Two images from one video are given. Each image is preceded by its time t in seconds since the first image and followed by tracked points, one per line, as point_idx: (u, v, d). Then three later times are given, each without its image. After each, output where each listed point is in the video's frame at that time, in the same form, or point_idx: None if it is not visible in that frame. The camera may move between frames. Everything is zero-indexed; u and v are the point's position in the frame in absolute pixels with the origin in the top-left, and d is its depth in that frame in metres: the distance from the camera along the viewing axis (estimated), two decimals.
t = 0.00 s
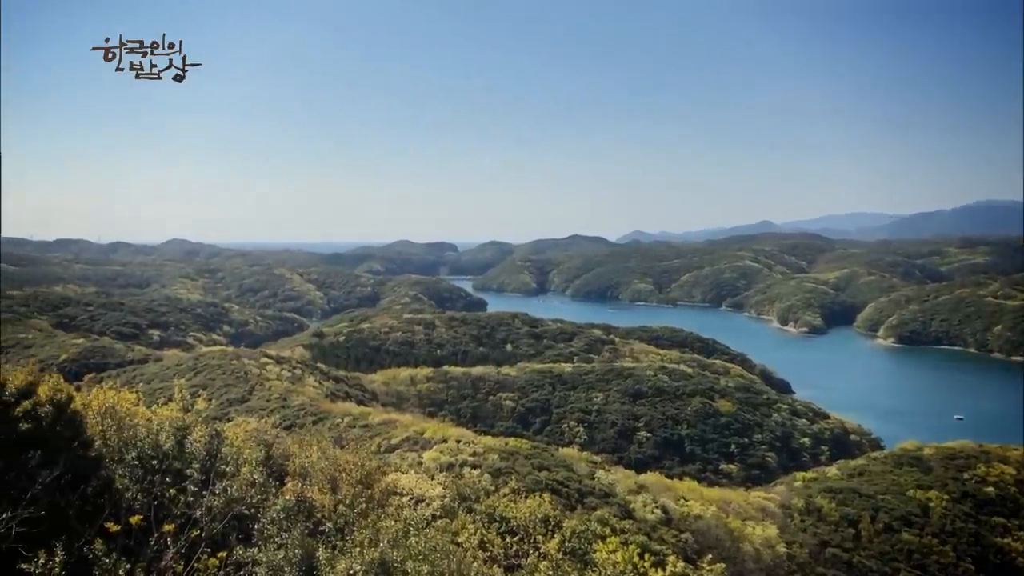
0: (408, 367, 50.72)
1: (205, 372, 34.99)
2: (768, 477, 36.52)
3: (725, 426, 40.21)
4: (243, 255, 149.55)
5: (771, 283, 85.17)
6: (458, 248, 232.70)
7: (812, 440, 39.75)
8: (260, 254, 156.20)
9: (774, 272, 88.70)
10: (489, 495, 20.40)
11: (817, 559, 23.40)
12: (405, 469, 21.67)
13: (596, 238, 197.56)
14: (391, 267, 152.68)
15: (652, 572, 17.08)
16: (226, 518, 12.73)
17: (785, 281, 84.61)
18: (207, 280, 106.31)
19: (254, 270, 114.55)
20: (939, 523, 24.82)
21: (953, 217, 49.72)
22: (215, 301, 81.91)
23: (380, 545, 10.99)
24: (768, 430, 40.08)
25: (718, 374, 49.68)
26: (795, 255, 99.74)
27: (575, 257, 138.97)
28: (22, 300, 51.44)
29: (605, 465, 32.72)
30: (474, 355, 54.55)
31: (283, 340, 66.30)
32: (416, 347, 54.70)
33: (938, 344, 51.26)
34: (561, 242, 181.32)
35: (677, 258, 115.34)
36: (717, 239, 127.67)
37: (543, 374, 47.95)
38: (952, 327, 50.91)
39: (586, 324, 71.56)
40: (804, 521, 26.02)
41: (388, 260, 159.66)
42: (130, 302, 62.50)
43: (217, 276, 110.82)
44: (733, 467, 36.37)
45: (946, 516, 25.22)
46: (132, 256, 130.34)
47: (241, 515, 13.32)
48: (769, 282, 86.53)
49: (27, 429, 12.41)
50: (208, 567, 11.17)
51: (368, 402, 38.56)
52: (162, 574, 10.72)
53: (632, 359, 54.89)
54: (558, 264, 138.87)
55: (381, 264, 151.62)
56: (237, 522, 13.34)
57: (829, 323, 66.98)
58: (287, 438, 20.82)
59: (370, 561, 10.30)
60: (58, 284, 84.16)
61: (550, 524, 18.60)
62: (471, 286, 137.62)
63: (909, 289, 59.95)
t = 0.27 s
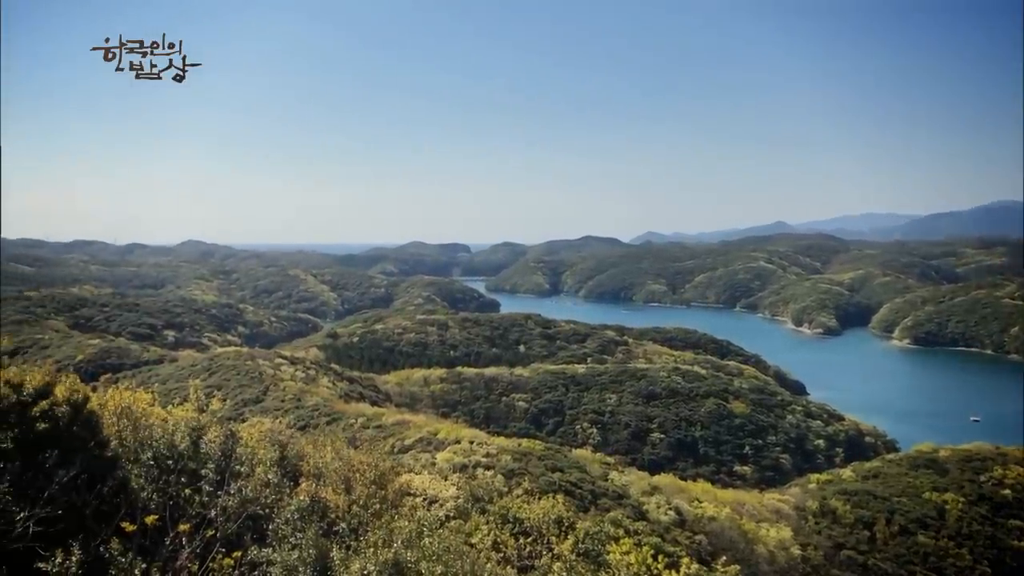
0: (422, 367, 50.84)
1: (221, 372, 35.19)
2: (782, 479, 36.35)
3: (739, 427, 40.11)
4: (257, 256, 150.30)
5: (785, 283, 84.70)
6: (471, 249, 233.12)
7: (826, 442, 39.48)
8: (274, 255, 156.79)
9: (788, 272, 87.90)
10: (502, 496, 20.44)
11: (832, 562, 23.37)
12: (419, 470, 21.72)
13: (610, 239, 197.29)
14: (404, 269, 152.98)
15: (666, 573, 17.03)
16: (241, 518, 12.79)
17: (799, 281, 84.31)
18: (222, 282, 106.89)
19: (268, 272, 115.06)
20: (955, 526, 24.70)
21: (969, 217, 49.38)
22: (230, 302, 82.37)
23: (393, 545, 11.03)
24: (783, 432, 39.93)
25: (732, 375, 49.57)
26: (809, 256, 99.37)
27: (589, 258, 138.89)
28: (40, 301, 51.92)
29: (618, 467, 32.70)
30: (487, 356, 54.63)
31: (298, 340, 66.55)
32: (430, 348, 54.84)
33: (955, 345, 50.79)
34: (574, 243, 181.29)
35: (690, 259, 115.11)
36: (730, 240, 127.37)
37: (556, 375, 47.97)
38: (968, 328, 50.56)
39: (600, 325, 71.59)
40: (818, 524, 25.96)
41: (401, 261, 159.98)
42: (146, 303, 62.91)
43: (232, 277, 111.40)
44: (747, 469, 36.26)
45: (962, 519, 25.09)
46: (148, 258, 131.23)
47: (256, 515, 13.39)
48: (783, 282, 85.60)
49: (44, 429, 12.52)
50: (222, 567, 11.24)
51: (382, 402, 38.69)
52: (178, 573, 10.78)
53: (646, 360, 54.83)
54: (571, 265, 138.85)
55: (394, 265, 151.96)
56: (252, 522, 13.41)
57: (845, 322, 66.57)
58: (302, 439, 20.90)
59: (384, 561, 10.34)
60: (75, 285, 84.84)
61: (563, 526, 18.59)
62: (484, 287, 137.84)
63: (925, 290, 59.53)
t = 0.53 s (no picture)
0: (435, 369, 50.82)
1: (235, 373, 35.23)
2: (798, 481, 36.16)
3: (753, 429, 39.90)
4: (271, 258, 150.75)
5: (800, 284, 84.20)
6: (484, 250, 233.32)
7: (842, 444, 39.23)
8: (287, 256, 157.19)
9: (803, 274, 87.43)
10: (516, 497, 20.39)
11: (848, 565, 23.23)
12: (432, 471, 21.66)
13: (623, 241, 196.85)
14: (417, 270, 153.14)
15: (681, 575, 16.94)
16: (256, 518, 12.78)
17: (814, 283, 83.92)
18: (236, 283, 107.22)
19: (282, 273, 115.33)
20: (972, 529, 24.50)
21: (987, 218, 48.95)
22: (245, 303, 82.68)
23: (408, 547, 11.01)
24: (798, 433, 39.70)
25: (747, 377, 49.35)
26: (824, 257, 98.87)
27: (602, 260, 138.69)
28: (55, 302, 52.17)
29: (632, 469, 32.57)
30: (501, 357, 54.60)
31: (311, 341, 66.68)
32: (443, 349, 54.84)
33: (972, 347, 50.22)
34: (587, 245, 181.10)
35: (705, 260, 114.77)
36: (744, 241, 126.92)
37: (570, 376, 47.88)
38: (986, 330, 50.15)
39: (614, 326, 71.40)
40: (834, 526, 25.80)
41: (414, 262, 160.17)
42: (160, 304, 63.16)
43: (247, 279, 111.74)
44: (762, 471, 36.07)
45: (979, 523, 24.87)
46: (163, 259, 131.80)
47: (270, 516, 13.39)
48: (798, 284, 85.84)
49: (60, 429, 12.55)
50: (238, 567, 11.24)
51: (395, 404, 38.69)
52: (193, 573, 10.78)
53: (660, 362, 54.66)
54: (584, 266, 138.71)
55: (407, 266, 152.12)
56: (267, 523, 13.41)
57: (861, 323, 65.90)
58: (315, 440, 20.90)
59: (399, 562, 10.32)
60: (91, 287, 85.28)
61: (577, 528, 18.51)
62: (498, 289, 137.87)
63: (942, 292, 59.10)
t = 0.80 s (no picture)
0: (449, 370, 50.89)
1: (249, 374, 35.39)
2: (812, 483, 36.02)
3: (768, 430, 39.76)
4: (285, 259, 151.36)
5: (814, 285, 83.86)
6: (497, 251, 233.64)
7: (857, 446, 39.04)
8: (301, 257, 157.74)
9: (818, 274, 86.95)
10: (529, 498, 20.41)
11: (862, 567, 23.15)
12: (446, 472, 21.70)
13: (636, 242, 196.62)
14: (431, 271, 153.40)
15: None
16: (270, 518, 12.83)
17: (828, 283, 83.59)
18: (250, 284, 107.69)
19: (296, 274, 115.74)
20: (989, 531, 24.33)
21: (1003, 218, 48.61)
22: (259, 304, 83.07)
23: (421, 547, 11.03)
24: (812, 435, 39.53)
25: (761, 378, 49.20)
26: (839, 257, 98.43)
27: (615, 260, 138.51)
28: (72, 303, 52.54)
29: (646, 470, 32.52)
30: (514, 358, 54.63)
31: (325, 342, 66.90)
32: (456, 350, 54.91)
33: (987, 349, 49.34)
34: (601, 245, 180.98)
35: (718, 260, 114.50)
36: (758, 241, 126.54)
37: (583, 377, 47.87)
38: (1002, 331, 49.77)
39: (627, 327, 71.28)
40: (848, 528, 25.70)
41: (428, 263, 160.44)
42: (175, 305, 63.51)
43: (261, 279, 112.20)
44: (776, 473, 35.94)
45: (996, 525, 24.69)
46: (178, 260, 132.53)
47: (284, 516, 13.44)
48: (812, 285, 85.72)
49: (76, 430, 12.62)
50: (252, 567, 11.28)
51: (408, 404, 38.79)
52: (208, 573, 10.83)
53: (673, 362, 54.56)
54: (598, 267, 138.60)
55: (420, 267, 152.39)
56: (281, 523, 13.46)
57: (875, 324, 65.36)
58: (330, 441, 21.00)
59: (412, 562, 10.33)
60: (107, 287, 85.84)
61: (590, 529, 18.47)
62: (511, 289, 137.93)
63: (958, 292, 58.72)
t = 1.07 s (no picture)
0: (461, 370, 50.93)
1: (263, 374, 35.53)
2: (826, 484, 35.85)
3: (781, 432, 39.61)
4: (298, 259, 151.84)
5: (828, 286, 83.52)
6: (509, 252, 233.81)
7: (871, 448, 38.84)
8: (313, 258, 158.21)
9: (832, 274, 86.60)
10: (542, 499, 20.41)
11: (877, 569, 23.07)
12: (459, 472, 21.73)
13: (649, 242, 196.40)
14: (443, 272, 153.59)
15: None
16: (283, 518, 12.86)
17: (842, 284, 83.23)
18: (264, 284, 108.11)
19: (310, 274, 116.12)
20: (1005, 534, 24.14)
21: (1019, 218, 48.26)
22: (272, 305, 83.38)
23: (434, 547, 11.03)
24: (826, 436, 39.35)
25: (774, 379, 49.02)
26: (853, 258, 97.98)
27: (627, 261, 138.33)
28: (87, 303, 52.90)
29: (659, 471, 32.44)
30: (526, 358, 54.64)
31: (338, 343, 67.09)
32: (469, 350, 54.95)
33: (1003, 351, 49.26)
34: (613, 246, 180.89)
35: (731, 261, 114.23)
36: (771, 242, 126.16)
37: (595, 378, 47.81)
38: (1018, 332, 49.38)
39: (640, 328, 71.18)
40: (863, 530, 25.61)
41: (440, 264, 160.66)
42: (189, 305, 63.80)
43: (274, 280, 112.64)
44: (790, 474, 35.79)
45: (1013, 528, 24.48)
46: (192, 260, 133.25)
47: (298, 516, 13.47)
48: (827, 287, 84.51)
49: (91, 430, 12.66)
50: (265, 567, 11.30)
51: (421, 404, 38.83)
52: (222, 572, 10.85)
53: (686, 363, 54.43)
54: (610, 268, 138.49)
55: (433, 268, 152.62)
56: (294, 523, 13.49)
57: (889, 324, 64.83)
58: (343, 441, 21.08)
59: (424, 563, 10.33)
60: (122, 288, 86.38)
61: (603, 530, 18.45)
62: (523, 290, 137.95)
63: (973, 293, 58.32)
